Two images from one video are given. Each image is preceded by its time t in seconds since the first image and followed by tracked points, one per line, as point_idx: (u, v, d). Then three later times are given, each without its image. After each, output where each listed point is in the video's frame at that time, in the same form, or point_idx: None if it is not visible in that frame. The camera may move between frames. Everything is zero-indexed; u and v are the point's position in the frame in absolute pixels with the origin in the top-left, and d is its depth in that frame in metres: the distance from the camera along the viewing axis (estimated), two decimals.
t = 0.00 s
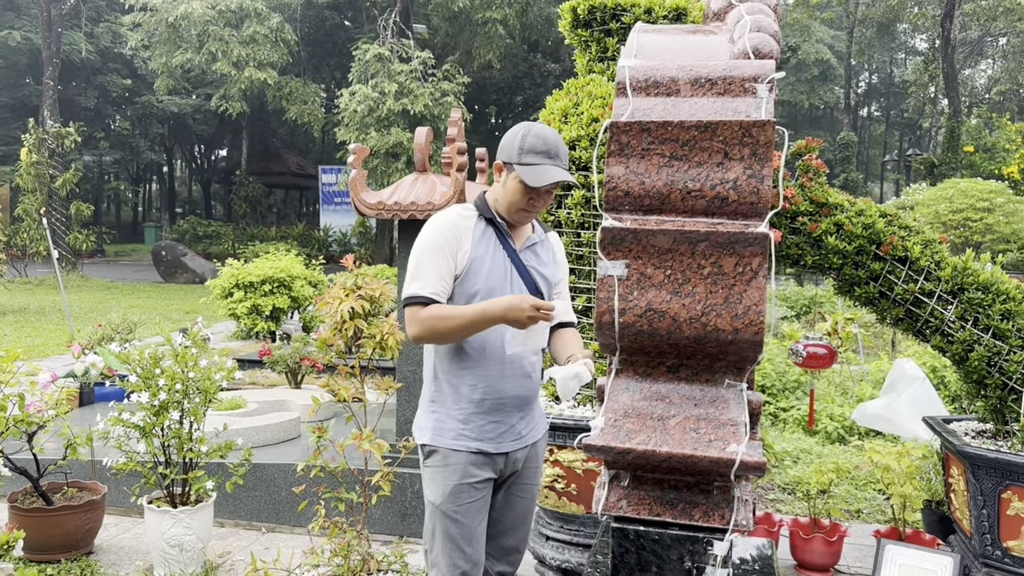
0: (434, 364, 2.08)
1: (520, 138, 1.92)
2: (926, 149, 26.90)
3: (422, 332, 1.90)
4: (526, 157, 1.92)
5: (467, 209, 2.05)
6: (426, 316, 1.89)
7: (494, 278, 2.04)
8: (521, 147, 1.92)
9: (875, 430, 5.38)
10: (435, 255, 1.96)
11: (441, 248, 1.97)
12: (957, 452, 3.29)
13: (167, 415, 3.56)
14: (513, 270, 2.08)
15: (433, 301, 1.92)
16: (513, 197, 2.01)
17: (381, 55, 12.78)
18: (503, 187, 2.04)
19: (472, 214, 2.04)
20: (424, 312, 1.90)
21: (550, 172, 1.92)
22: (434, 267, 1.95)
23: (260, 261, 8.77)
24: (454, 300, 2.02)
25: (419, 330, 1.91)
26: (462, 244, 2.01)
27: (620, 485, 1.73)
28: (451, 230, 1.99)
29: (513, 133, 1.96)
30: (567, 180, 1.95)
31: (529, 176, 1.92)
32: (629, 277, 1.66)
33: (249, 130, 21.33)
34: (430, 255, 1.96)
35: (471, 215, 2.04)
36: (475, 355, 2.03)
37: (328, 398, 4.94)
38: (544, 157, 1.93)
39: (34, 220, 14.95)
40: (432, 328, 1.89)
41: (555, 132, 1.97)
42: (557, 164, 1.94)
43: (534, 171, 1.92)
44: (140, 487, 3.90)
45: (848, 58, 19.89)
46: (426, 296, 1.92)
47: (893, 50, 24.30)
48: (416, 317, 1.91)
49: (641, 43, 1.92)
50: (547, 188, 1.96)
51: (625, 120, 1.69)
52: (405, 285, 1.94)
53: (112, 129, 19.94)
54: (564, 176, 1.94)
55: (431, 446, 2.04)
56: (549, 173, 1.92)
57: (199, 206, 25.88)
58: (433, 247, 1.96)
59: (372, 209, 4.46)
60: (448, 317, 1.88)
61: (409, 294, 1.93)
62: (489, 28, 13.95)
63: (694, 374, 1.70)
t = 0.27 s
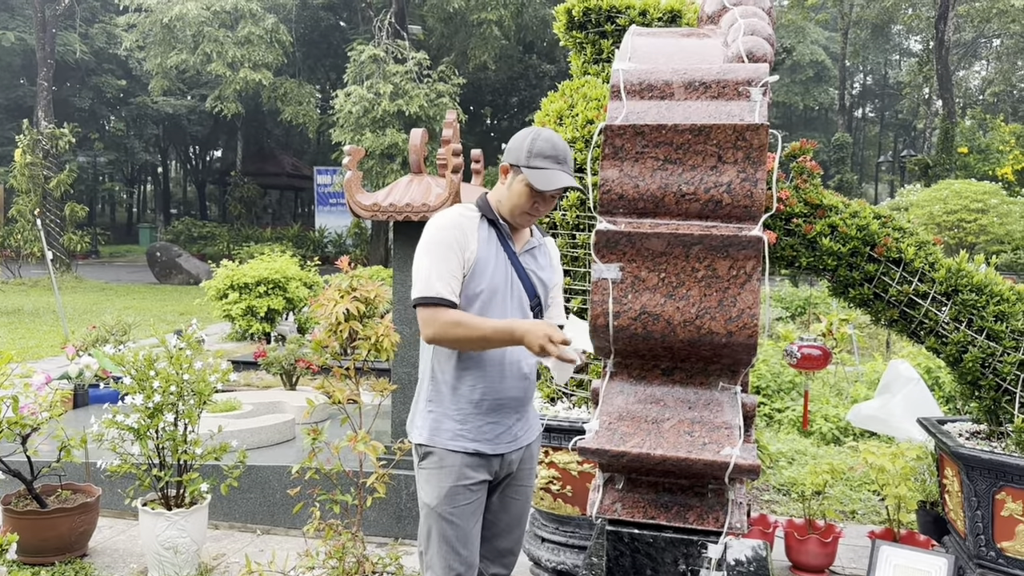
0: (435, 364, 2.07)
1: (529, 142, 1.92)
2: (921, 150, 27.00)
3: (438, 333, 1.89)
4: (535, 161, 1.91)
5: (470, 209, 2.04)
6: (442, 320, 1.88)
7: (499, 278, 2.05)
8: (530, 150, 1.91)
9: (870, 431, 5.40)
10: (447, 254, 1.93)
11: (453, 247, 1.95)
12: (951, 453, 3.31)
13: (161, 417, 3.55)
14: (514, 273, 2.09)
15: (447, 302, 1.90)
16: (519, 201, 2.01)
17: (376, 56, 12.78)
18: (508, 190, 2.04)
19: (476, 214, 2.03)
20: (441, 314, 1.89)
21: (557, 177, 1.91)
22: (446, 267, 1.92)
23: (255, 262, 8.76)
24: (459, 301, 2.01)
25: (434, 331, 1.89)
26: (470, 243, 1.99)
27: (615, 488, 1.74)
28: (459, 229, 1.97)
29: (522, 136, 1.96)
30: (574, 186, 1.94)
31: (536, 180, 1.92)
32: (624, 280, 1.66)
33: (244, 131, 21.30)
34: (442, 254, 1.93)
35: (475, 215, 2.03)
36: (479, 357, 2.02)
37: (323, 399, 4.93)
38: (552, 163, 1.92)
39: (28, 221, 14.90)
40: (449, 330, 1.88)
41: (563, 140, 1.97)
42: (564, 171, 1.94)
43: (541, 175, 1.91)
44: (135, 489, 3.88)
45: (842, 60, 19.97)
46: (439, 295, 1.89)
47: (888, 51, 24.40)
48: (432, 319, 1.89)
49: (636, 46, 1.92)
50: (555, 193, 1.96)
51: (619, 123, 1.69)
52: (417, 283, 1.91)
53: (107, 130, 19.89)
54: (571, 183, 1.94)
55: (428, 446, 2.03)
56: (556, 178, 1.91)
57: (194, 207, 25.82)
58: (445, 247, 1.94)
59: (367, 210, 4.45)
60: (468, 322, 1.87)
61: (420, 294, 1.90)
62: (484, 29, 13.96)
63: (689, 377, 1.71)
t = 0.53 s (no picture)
0: (433, 366, 2.06)
1: (528, 143, 1.92)
2: (917, 151, 27.06)
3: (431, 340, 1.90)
4: (533, 163, 1.91)
5: (467, 211, 2.04)
6: (435, 326, 1.89)
7: (497, 281, 2.05)
8: (529, 152, 1.91)
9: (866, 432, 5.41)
10: (442, 260, 1.93)
11: (448, 252, 1.95)
12: (947, 453, 3.32)
13: (157, 419, 3.54)
14: (513, 276, 2.09)
15: (440, 308, 1.91)
16: (518, 203, 2.00)
17: (372, 57, 12.78)
18: (506, 192, 2.04)
19: (474, 217, 2.03)
20: (433, 320, 1.90)
21: (555, 179, 1.91)
22: (441, 272, 1.93)
23: (251, 263, 8.75)
24: (458, 304, 2.01)
25: (428, 337, 1.90)
26: (467, 246, 1.99)
27: (612, 488, 1.74)
28: (456, 233, 1.97)
29: (522, 138, 1.96)
30: (572, 188, 1.93)
31: (534, 182, 1.92)
32: (620, 282, 1.67)
33: (240, 132, 21.27)
34: (436, 259, 1.93)
35: (472, 216, 2.03)
36: (477, 360, 2.02)
37: (320, 401, 4.93)
38: (551, 165, 1.92)
39: (23, 222, 14.85)
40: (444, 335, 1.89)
41: (563, 142, 1.96)
42: (563, 173, 1.93)
43: (540, 176, 1.91)
44: (130, 491, 3.87)
45: (838, 61, 20.02)
46: (432, 301, 1.90)
47: (883, 52, 24.47)
48: (423, 325, 1.90)
49: (632, 47, 1.92)
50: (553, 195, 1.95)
51: (616, 124, 1.69)
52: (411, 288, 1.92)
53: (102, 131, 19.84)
54: (569, 185, 1.93)
55: (428, 449, 2.03)
56: (554, 180, 1.91)
57: (190, 208, 25.78)
58: (440, 252, 1.94)
59: (363, 211, 4.45)
60: (461, 330, 1.88)
61: (414, 299, 1.91)
62: (480, 30, 13.97)
63: (685, 378, 1.71)
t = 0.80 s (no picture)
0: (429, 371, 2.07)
1: (510, 143, 1.91)
2: (913, 152, 27.12)
3: (422, 350, 1.92)
4: (516, 161, 1.90)
5: (460, 215, 2.04)
6: (425, 336, 1.91)
7: (491, 286, 2.05)
8: (511, 151, 1.91)
9: (863, 432, 5.42)
10: (434, 267, 1.94)
11: (440, 259, 1.95)
12: (944, 454, 3.32)
13: (154, 420, 3.53)
14: (508, 278, 2.09)
15: (431, 317, 1.92)
16: (506, 204, 2.00)
17: (370, 58, 12.79)
18: (495, 193, 2.04)
19: (467, 221, 2.03)
20: (424, 329, 1.92)
21: (539, 175, 1.90)
22: (432, 280, 1.94)
23: (248, 264, 8.74)
24: (450, 309, 2.02)
25: (420, 346, 1.92)
26: (459, 253, 1.99)
27: (609, 490, 1.74)
28: (448, 238, 1.98)
29: (506, 138, 1.95)
30: (558, 183, 1.92)
31: (517, 180, 1.91)
32: (617, 284, 1.67)
33: (237, 133, 21.25)
34: (427, 266, 1.94)
35: (465, 220, 2.03)
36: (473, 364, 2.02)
37: (317, 402, 4.93)
38: (534, 162, 1.91)
39: (20, 223, 14.82)
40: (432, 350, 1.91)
41: (547, 138, 1.95)
42: (548, 170, 1.92)
43: (524, 174, 1.90)
44: (128, 492, 3.87)
45: (834, 62, 20.07)
46: (422, 308, 1.92)
47: (880, 54, 24.52)
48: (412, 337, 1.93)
49: (629, 50, 1.93)
50: (539, 192, 1.95)
51: (613, 127, 1.70)
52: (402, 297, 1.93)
53: (99, 133, 19.82)
54: (553, 181, 1.91)
55: (426, 451, 2.03)
56: (538, 176, 1.90)
57: (187, 209, 25.74)
58: (432, 260, 1.94)
59: (361, 213, 4.45)
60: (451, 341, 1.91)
61: (405, 306, 1.92)
62: (478, 31, 13.99)
63: (683, 379, 1.71)
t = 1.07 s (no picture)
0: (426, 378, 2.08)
1: (490, 144, 1.93)
2: (911, 153, 27.13)
3: (415, 367, 1.95)
4: (496, 163, 1.92)
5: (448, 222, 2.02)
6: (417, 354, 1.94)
7: (485, 294, 2.04)
8: (491, 153, 1.92)
9: (861, 433, 5.43)
10: (426, 283, 1.94)
11: (431, 274, 1.95)
12: (942, 454, 3.33)
13: (153, 422, 3.53)
14: (501, 284, 2.09)
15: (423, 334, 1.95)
16: (492, 208, 2.00)
17: (368, 59, 12.80)
18: (482, 198, 2.04)
19: (458, 231, 2.02)
20: (417, 345, 1.95)
21: (522, 173, 1.90)
22: (424, 296, 1.94)
23: (246, 266, 8.74)
24: (445, 321, 2.03)
25: (413, 362, 1.95)
26: (452, 265, 1.99)
27: (609, 491, 1.75)
28: (439, 252, 1.96)
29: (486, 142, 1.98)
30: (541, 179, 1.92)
31: (499, 180, 1.91)
32: (616, 284, 1.67)
33: (236, 135, 21.24)
34: (418, 281, 1.94)
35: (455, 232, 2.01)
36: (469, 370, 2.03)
37: (316, 403, 4.93)
38: (515, 161, 1.91)
39: (18, 224, 14.81)
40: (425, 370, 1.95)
41: (527, 136, 1.96)
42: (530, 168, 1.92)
43: (505, 174, 1.91)
44: (126, 494, 3.87)
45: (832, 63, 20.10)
46: (414, 325, 1.93)
47: (878, 54, 24.54)
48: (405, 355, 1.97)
49: (627, 51, 1.94)
50: (524, 192, 1.95)
51: (612, 127, 1.70)
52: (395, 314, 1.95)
53: (97, 134, 19.81)
54: (537, 178, 1.92)
55: (424, 454, 2.03)
56: (519, 174, 1.90)
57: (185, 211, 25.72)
58: (424, 274, 1.94)
59: (360, 214, 4.47)
60: (444, 359, 1.95)
61: (396, 322, 1.94)
62: (476, 33, 13.99)
63: (682, 380, 1.72)
